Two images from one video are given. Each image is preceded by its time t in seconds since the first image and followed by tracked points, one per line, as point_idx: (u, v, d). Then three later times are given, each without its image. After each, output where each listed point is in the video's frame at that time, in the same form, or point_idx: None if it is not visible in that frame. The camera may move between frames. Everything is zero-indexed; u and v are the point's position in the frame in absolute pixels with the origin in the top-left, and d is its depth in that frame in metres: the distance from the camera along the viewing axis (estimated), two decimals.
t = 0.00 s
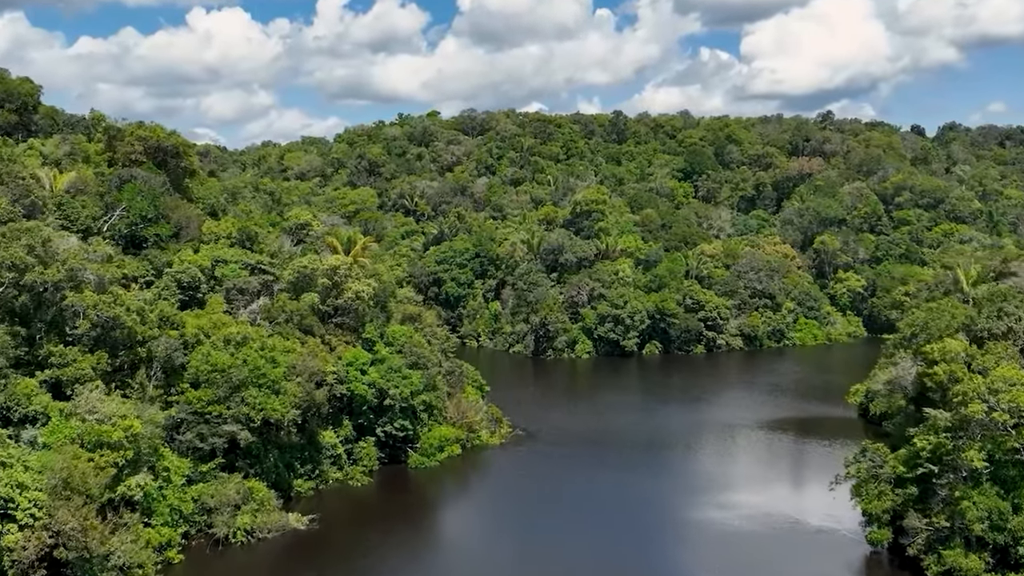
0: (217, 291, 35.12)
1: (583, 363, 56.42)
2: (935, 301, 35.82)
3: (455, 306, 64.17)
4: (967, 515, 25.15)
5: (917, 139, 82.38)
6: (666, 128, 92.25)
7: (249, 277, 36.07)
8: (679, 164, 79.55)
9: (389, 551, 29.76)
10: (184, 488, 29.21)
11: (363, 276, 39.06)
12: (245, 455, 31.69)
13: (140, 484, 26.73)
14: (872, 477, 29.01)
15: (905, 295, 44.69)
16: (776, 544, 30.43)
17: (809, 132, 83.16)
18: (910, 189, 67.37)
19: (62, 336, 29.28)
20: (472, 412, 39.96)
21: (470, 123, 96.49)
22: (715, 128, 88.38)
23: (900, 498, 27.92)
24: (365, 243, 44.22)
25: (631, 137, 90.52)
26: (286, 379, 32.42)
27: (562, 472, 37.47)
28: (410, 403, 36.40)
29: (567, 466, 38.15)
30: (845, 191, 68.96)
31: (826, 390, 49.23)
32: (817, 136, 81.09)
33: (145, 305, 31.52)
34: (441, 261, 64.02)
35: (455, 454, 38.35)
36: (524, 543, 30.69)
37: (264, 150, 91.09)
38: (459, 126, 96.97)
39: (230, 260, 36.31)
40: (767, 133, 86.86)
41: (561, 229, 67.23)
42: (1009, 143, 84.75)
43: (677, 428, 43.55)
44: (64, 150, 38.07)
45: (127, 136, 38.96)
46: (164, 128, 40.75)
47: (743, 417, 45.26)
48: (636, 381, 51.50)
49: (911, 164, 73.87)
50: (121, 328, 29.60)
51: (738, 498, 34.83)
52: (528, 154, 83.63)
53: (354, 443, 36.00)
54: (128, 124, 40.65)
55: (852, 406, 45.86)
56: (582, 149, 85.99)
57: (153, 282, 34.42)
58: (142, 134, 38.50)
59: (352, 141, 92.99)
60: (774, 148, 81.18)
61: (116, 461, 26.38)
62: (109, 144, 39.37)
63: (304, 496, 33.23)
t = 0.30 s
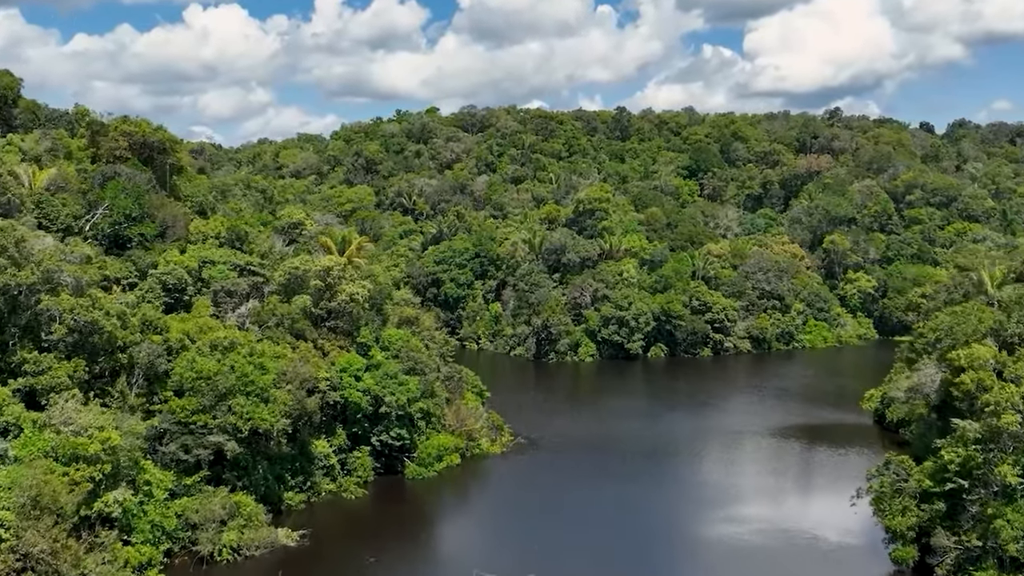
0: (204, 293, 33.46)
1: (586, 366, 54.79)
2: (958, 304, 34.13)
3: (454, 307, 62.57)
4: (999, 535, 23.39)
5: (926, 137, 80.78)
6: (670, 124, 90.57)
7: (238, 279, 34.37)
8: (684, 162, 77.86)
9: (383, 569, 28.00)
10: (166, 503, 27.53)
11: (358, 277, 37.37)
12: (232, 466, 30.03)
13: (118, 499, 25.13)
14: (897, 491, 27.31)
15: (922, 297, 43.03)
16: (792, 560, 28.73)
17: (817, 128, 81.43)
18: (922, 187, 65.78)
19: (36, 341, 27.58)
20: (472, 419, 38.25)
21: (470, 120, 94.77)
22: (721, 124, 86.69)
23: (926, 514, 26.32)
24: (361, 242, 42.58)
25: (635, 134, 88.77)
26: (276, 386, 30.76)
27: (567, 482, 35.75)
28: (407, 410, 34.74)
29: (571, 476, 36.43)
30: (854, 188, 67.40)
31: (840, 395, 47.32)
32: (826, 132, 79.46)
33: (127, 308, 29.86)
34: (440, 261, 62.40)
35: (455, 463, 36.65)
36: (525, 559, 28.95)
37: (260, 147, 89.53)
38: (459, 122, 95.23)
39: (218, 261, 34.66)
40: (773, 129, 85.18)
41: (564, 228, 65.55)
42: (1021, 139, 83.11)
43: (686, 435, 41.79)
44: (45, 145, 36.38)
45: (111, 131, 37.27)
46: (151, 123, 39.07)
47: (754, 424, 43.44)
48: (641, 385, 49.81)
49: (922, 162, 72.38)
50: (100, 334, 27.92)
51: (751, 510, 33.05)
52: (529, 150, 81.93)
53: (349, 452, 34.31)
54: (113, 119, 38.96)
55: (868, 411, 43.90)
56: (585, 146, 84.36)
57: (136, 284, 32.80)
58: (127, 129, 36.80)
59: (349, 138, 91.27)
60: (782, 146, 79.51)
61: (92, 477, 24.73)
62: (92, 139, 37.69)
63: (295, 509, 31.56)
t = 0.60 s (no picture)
0: (190, 297, 31.84)
1: (589, 370, 53.16)
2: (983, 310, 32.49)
3: (453, 309, 61.04)
4: None
5: (936, 135, 79.46)
6: (675, 122, 88.95)
7: (226, 282, 32.71)
8: (689, 160, 76.21)
9: None
10: (146, 521, 25.83)
11: (352, 280, 35.71)
12: (218, 481, 28.38)
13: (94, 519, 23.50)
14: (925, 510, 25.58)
15: (941, 300, 41.34)
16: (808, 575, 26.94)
17: (825, 125, 79.85)
18: (934, 185, 65.01)
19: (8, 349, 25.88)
20: (472, 428, 36.55)
21: (470, 117, 93.11)
22: (726, 121, 85.09)
23: (955, 533, 24.61)
24: (356, 243, 41.02)
25: (639, 132, 87.13)
26: (264, 395, 29.13)
27: (569, 494, 33.97)
28: (404, 420, 33.07)
29: (574, 488, 34.64)
30: (865, 187, 66.22)
31: (854, 402, 45.57)
32: (834, 129, 77.96)
33: (107, 313, 28.20)
34: (439, 262, 60.92)
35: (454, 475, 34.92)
36: None
37: (255, 145, 87.98)
38: (458, 120, 93.55)
39: (205, 263, 33.03)
40: (780, 127, 83.63)
41: (566, 227, 63.93)
42: None
43: (693, 444, 40.00)
44: (24, 141, 34.69)
45: (94, 126, 35.61)
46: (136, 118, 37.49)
47: (765, 432, 41.64)
48: (647, 391, 48.12)
49: (934, 161, 71.24)
50: (76, 342, 26.24)
51: (765, 523, 31.20)
52: (530, 148, 80.30)
53: (343, 464, 32.66)
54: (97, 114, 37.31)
55: (884, 418, 42.17)
56: (587, 143, 82.81)
57: (118, 287, 31.16)
58: (110, 125, 35.18)
59: (346, 135, 89.60)
60: (788, 143, 77.95)
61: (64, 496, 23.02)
62: (74, 135, 36.04)
63: (285, 525, 29.85)
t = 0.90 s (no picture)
0: (174, 301, 30.25)
1: (593, 375, 51.61)
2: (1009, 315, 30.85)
3: (452, 312, 59.72)
4: None
5: (945, 133, 78.12)
6: (679, 119, 87.34)
7: (212, 285, 31.13)
8: (694, 158, 74.68)
9: None
10: (124, 541, 24.11)
11: (346, 282, 34.14)
12: (203, 496, 26.79)
13: (67, 539, 21.68)
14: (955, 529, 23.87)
15: (960, 303, 39.74)
16: None
17: (833, 122, 78.37)
18: (946, 184, 64.44)
19: None
20: (472, 437, 34.91)
21: (469, 114, 91.54)
22: (732, 119, 83.52)
23: (988, 556, 22.88)
24: (350, 244, 39.49)
25: (642, 129, 85.60)
26: (252, 405, 27.59)
27: (572, 506, 32.16)
28: (400, 429, 31.39)
29: (577, 500, 32.81)
30: (875, 186, 65.73)
31: (868, 408, 43.85)
32: (842, 126, 76.61)
33: (84, 318, 26.57)
34: (437, 263, 59.63)
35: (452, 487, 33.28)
36: None
37: (250, 143, 86.39)
38: (458, 117, 91.99)
39: (190, 266, 31.48)
40: (787, 124, 82.21)
41: (569, 227, 62.40)
42: None
43: (702, 452, 38.18)
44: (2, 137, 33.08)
45: (75, 122, 34.02)
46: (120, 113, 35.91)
47: (776, 439, 39.89)
48: (652, 397, 46.50)
49: (945, 159, 70.20)
50: (51, 349, 24.58)
51: (782, 536, 29.37)
52: (532, 146, 78.65)
53: (336, 477, 31.04)
54: (79, 108, 35.71)
55: (901, 425, 40.51)
56: (590, 141, 81.30)
57: (98, 291, 29.53)
58: (92, 120, 33.57)
59: (343, 132, 87.99)
60: (796, 141, 76.41)
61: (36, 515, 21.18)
62: (55, 131, 34.39)
63: (274, 542, 28.17)
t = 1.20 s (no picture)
0: (158, 305, 28.71)
1: (596, 380, 50.15)
2: None
3: (451, 313, 58.28)
4: None
5: (956, 130, 76.83)
6: (684, 115, 85.82)
7: (198, 289, 29.62)
8: (698, 156, 73.28)
9: None
10: (100, 563, 22.52)
11: (340, 285, 32.65)
12: (185, 513, 25.23)
13: (37, 564, 19.91)
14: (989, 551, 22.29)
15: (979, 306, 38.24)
16: None
17: (842, 119, 77.01)
18: (958, 182, 64.08)
19: None
20: (472, 447, 33.33)
21: (469, 111, 90.05)
22: (738, 115, 82.04)
23: None
24: (345, 245, 38.04)
25: (646, 126, 84.13)
26: (238, 416, 26.05)
27: (575, 520, 30.51)
28: (396, 440, 29.86)
29: (582, 514, 31.15)
30: (886, 184, 64.86)
31: (884, 415, 42.27)
32: (851, 123, 75.30)
33: (60, 325, 24.96)
34: (436, 263, 58.19)
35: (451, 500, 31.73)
36: None
37: (246, 140, 85.05)
38: (457, 114, 90.49)
39: (175, 269, 29.98)
40: (794, 121, 80.89)
41: (571, 227, 60.95)
42: None
43: (712, 462, 36.51)
44: None
45: (55, 117, 32.46)
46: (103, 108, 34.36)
47: (788, 447, 38.28)
48: (659, 403, 45.00)
49: (956, 157, 69.02)
50: (23, 359, 22.94)
51: (797, 552, 27.71)
52: (533, 143, 77.14)
53: (329, 490, 29.50)
54: (60, 102, 34.14)
55: (919, 434, 38.95)
56: (593, 138, 79.95)
57: (77, 294, 27.96)
58: (73, 114, 32.01)
59: (340, 129, 86.46)
60: (805, 138, 75.26)
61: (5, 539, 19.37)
62: (34, 127, 32.81)
63: (262, 560, 26.59)
